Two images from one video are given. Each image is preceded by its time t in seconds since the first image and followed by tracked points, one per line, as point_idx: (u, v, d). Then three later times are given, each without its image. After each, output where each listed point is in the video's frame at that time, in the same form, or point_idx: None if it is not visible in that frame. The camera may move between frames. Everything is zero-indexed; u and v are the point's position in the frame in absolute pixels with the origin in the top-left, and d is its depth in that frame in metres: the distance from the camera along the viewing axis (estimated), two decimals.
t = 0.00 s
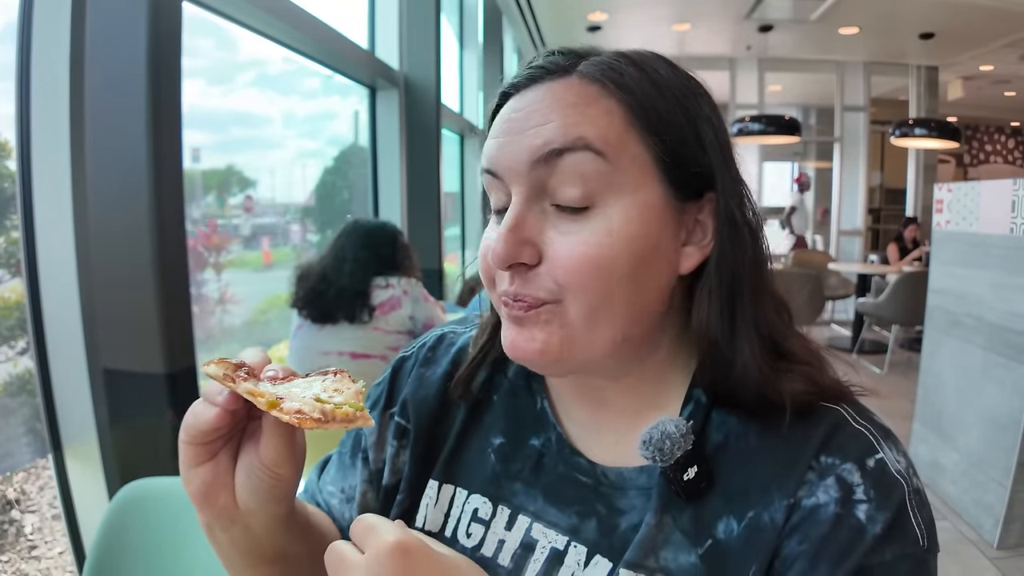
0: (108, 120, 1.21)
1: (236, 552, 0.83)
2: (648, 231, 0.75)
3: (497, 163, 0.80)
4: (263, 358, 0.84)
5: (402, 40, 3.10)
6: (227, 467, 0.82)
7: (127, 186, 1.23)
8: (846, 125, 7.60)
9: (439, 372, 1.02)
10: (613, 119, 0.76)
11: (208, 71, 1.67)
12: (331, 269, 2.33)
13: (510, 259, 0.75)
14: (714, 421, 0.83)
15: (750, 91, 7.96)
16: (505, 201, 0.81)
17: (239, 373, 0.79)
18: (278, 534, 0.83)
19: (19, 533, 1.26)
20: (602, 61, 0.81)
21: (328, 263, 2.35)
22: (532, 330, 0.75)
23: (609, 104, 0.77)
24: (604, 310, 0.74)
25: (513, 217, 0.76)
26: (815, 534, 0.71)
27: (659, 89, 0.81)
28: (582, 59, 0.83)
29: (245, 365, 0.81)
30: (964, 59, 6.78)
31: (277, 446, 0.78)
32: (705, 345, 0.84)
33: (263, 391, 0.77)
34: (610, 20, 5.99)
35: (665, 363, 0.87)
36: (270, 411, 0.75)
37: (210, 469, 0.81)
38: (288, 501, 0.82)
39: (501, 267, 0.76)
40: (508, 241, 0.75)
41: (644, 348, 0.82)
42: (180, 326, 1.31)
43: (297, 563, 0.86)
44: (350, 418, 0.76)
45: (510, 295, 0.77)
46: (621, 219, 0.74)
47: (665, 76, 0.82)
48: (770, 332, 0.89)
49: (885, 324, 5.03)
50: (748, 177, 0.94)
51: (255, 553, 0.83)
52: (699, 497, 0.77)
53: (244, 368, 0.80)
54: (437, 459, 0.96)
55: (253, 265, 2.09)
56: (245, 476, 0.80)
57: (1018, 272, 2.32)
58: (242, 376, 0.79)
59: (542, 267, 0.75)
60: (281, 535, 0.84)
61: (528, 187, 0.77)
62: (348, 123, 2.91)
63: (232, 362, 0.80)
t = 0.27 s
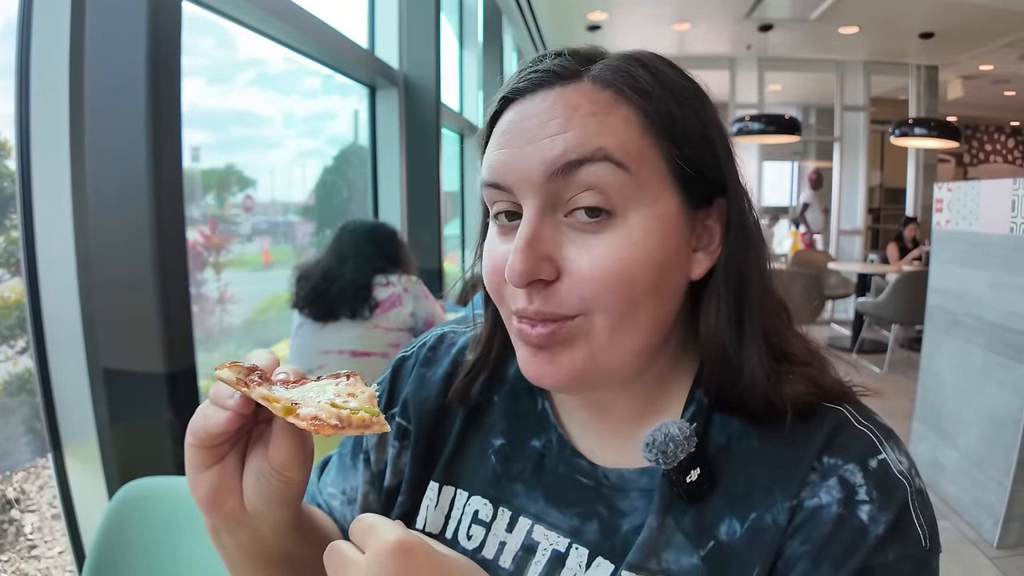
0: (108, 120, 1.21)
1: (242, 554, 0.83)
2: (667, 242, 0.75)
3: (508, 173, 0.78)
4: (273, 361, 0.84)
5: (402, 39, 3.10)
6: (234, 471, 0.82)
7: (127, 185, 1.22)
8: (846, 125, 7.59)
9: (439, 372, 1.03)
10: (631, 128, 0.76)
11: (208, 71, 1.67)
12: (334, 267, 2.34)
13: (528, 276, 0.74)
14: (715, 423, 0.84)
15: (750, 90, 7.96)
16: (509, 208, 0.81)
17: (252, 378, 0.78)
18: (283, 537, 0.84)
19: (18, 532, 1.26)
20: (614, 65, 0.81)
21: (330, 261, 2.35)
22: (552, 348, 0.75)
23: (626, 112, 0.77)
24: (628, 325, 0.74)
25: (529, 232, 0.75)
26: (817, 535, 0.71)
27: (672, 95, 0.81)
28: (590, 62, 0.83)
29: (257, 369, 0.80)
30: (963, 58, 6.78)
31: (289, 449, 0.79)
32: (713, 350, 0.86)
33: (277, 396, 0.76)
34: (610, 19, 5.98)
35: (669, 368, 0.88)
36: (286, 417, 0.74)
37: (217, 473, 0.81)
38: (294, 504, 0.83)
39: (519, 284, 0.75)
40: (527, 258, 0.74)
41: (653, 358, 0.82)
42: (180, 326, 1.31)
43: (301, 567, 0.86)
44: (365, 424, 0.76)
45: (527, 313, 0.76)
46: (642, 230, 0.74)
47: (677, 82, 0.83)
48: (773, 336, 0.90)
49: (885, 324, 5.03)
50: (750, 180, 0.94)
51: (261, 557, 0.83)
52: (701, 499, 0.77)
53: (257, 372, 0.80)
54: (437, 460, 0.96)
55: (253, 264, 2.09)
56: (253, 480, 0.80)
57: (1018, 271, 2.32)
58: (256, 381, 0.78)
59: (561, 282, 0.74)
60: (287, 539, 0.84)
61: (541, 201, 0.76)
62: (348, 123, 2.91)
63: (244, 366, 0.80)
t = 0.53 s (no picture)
0: (107, 119, 1.21)
1: (249, 560, 0.82)
2: (672, 241, 0.75)
3: (511, 172, 0.78)
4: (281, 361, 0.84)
5: (402, 38, 3.09)
6: (241, 474, 0.82)
7: (127, 185, 1.22)
8: (846, 125, 7.59)
9: (439, 373, 1.03)
10: (636, 127, 0.76)
11: (208, 70, 1.67)
12: (339, 265, 2.34)
13: (531, 275, 0.74)
14: (717, 424, 0.84)
15: (750, 89, 7.95)
16: (511, 206, 0.81)
17: (265, 380, 0.78)
18: (289, 540, 0.84)
19: (18, 532, 1.26)
20: (618, 63, 0.81)
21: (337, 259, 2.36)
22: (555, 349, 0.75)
23: (630, 111, 0.77)
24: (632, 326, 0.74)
25: (533, 232, 0.75)
26: (818, 535, 0.71)
27: (676, 94, 0.81)
28: (594, 59, 0.83)
29: (270, 370, 0.80)
30: (963, 57, 6.78)
31: (298, 451, 0.80)
32: (716, 351, 0.86)
33: (293, 398, 0.76)
34: (610, 18, 5.97)
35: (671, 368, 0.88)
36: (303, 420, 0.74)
37: (224, 477, 0.81)
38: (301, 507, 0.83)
39: (522, 285, 0.74)
40: (530, 257, 0.73)
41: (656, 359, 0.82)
42: (180, 325, 1.31)
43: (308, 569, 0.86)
44: (383, 425, 0.75)
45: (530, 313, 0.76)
46: (647, 229, 0.74)
47: (681, 81, 0.83)
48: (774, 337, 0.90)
49: (885, 323, 5.03)
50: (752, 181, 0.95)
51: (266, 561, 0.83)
52: (702, 500, 0.77)
53: (271, 373, 0.80)
54: (438, 460, 0.96)
55: (252, 264, 2.09)
56: (262, 481, 0.80)
57: (1018, 270, 2.32)
58: (270, 382, 0.78)
59: (564, 283, 0.74)
60: (293, 542, 0.84)
61: (545, 200, 0.76)
62: (348, 122, 2.91)
63: (257, 368, 0.80)
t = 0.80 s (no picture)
0: (106, 118, 1.21)
1: (249, 561, 0.82)
2: (674, 236, 0.76)
3: (516, 165, 0.78)
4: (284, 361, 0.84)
5: (402, 37, 3.09)
6: (242, 474, 0.82)
7: (126, 183, 1.22)
8: (845, 124, 7.59)
9: (440, 372, 1.03)
10: (641, 122, 0.76)
11: (207, 69, 1.67)
12: (344, 258, 2.34)
13: (534, 268, 0.73)
14: (718, 423, 0.83)
15: (750, 88, 7.95)
16: (515, 199, 0.81)
17: (269, 379, 0.78)
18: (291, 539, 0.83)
19: (18, 531, 1.26)
20: (624, 58, 0.82)
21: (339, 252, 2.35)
22: (556, 342, 0.74)
23: (636, 105, 0.77)
24: (633, 320, 0.74)
25: (536, 224, 0.74)
26: (819, 534, 0.71)
27: (681, 91, 0.81)
28: (600, 55, 0.83)
29: (273, 370, 0.80)
30: (963, 57, 6.77)
31: (301, 451, 0.80)
32: (717, 349, 0.86)
33: (297, 398, 0.76)
34: (610, 17, 5.97)
35: (672, 365, 0.88)
36: (306, 420, 0.74)
37: (226, 476, 0.81)
38: (303, 508, 0.82)
39: (524, 277, 0.74)
40: (533, 249, 0.73)
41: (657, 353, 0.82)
42: (180, 325, 1.31)
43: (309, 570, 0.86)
44: (387, 425, 0.75)
45: (531, 305, 0.75)
46: (650, 224, 0.74)
47: (687, 78, 0.83)
48: (776, 336, 0.90)
49: (885, 322, 5.03)
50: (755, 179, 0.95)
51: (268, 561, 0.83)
52: (703, 498, 0.77)
53: (274, 373, 0.79)
54: (439, 459, 0.96)
55: (252, 263, 2.09)
56: (264, 481, 0.80)
57: (1018, 270, 2.32)
58: (273, 382, 0.78)
59: (566, 275, 0.74)
60: (295, 542, 0.84)
61: (549, 192, 0.76)
62: (348, 121, 2.91)
63: (260, 367, 0.80)
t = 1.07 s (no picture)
0: (105, 117, 1.21)
1: (244, 561, 0.82)
2: (673, 231, 0.75)
3: (518, 157, 0.79)
4: (278, 363, 0.84)
5: (401, 36, 3.08)
6: (238, 474, 0.82)
7: (125, 182, 1.22)
8: (845, 123, 7.58)
9: (441, 371, 1.03)
10: (642, 117, 0.76)
11: (207, 67, 1.67)
12: (344, 257, 2.34)
13: (530, 256, 0.74)
14: (719, 422, 0.83)
15: (750, 87, 7.94)
16: (518, 193, 0.81)
17: (261, 380, 0.78)
18: (287, 539, 0.83)
19: (17, 531, 1.26)
20: (628, 54, 0.82)
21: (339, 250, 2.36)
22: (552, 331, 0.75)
23: (638, 100, 0.77)
24: (629, 312, 0.74)
25: (535, 213, 0.74)
26: (819, 533, 0.71)
27: (685, 88, 0.82)
28: (604, 50, 0.83)
29: (266, 371, 0.80)
30: (963, 56, 6.78)
31: (295, 451, 0.80)
32: (718, 347, 0.87)
33: (289, 399, 0.76)
34: (610, 16, 5.96)
35: (675, 361, 0.88)
36: (299, 421, 0.74)
37: (221, 476, 0.81)
38: (297, 508, 0.82)
39: (522, 265, 0.74)
40: (531, 238, 0.73)
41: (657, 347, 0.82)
42: (179, 324, 1.30)
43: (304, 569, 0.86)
44: (379, 428, 0.75)
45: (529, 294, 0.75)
46: (648, 218, 0.74)
47: (690, 75, 0.83)
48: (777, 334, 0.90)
49: (884, 321, 5.03)
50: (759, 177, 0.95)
51: (265, 560, 0.83)
52: (703, 498, 0.77)
53: (267, 374, 0.79)
54: (439, 459, 0.96)
55: (252, 262, 2.09)
56: (259, 481, 0.80)
57: (1018, 269, 2.32)
58: (266, 383, 0.78)
59: (563, 266, 0.74)
60: (290, 542, 0.84)
61: (550, 183, 0.76)
62: (347, 120, 2.91)
63: (253, 368, 0.80)
